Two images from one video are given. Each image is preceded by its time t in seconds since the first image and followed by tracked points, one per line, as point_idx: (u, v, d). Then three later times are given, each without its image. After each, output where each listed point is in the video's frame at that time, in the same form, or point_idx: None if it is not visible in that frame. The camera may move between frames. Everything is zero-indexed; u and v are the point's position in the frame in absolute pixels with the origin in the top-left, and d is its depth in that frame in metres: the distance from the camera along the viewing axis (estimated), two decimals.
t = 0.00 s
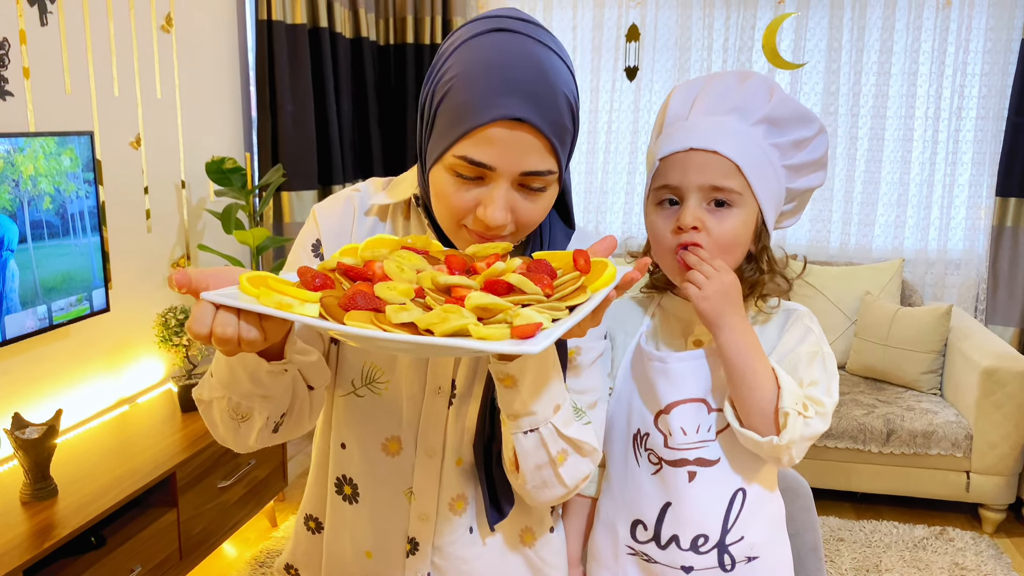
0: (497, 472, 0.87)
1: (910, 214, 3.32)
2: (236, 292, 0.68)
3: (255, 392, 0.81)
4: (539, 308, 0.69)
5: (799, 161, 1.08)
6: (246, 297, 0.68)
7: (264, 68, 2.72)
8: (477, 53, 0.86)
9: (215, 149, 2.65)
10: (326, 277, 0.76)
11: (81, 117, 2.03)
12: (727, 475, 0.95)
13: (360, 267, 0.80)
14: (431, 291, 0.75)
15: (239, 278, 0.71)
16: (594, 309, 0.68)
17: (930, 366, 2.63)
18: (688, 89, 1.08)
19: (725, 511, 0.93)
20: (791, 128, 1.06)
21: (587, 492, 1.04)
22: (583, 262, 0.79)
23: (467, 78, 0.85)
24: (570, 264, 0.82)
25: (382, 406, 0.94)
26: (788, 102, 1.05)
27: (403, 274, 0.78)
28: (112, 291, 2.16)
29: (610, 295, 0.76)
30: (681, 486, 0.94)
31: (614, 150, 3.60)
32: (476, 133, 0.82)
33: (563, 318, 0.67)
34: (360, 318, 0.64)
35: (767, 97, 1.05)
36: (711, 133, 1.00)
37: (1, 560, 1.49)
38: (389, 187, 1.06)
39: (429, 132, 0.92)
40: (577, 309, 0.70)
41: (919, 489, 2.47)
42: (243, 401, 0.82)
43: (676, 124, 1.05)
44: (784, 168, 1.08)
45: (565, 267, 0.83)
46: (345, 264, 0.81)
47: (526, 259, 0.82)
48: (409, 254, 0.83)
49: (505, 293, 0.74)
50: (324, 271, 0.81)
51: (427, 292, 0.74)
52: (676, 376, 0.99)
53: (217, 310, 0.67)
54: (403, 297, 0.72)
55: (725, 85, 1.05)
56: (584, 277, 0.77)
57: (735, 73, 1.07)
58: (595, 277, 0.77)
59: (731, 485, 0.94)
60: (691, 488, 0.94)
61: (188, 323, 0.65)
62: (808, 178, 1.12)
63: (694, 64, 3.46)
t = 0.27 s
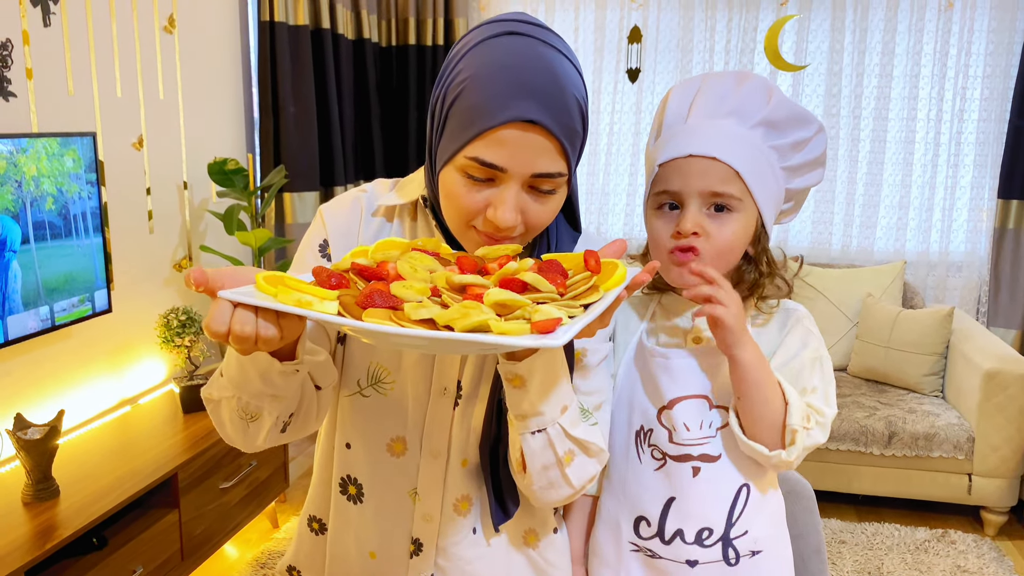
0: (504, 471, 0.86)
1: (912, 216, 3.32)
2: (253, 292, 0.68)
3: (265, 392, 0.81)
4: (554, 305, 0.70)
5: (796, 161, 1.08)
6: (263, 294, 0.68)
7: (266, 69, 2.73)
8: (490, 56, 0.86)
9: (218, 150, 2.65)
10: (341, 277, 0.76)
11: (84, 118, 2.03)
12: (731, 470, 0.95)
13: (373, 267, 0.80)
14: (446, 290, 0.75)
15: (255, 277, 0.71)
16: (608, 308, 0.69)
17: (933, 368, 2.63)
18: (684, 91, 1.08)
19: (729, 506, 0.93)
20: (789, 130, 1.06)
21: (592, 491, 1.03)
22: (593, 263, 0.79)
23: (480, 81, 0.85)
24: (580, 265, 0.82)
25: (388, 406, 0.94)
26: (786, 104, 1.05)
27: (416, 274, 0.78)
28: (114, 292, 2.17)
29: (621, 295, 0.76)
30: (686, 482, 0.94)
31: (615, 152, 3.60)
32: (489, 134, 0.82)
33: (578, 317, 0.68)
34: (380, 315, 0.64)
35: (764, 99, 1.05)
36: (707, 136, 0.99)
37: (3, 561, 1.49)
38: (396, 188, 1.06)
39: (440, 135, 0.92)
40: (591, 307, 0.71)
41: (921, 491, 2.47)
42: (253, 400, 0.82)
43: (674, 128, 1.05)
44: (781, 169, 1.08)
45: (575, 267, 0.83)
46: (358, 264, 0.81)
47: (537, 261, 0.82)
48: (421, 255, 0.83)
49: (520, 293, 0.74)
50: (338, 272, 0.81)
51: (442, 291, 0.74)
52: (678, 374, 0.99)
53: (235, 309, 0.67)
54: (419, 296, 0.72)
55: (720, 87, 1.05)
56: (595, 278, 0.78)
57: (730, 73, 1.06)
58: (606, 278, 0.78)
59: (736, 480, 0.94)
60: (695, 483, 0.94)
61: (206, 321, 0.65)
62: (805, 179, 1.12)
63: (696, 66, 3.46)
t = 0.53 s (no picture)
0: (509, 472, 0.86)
1: (913, 219, 3.32)
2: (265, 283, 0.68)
3: (271, 388, 0.81)
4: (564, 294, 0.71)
5: (803, 165, 1.07)
6: (274, 286, 0.68)
7: (268, 71, 2.73)
8: (498, 56, 0.86)
9: (220, 151, 2.65)
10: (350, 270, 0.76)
11: (86, 119, 2.03)
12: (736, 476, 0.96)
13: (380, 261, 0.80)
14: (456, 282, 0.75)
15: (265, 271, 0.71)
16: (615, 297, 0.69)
17: (934, 370, 2.64)
18: (693, 95, 1.08)
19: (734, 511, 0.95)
20: (794, 132, 1.06)
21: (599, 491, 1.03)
22: (598, 257, 0.80)
23: (488, 81, 0.85)
24: (585, 258, 0.83)
25: (392, 405, 0.94)
26: (792, 105, 1.05)
27: (424, 267, 0.78)
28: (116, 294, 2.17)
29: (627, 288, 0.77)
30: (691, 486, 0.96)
31: (617, 154, 3.60)
32: (497, 134, 0.82)
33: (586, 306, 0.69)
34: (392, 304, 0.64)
35: (770, 100, 1.05)
36: (705, 134, 1.00)
37: (4, 562, 1.48)
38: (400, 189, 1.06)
39: (447, 135, 0.92)
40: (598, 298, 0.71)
41: (922, 494, 2.47)
42: (259, 398, 0.82)
43: (680, 125, 1.06)
44: (788, 172, 1.07)
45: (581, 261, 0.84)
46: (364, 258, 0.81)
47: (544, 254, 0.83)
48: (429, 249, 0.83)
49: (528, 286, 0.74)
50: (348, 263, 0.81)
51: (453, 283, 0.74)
52: (684, 380, 0.99)
53: (247, 300, 0.67)
54: (427, 285, 0.72)
55: (726, 88, 1.05)
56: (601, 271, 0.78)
57: (739, 77, 1.06)
58: (612, 271, 0.78)
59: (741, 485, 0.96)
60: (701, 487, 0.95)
61: (218, 311, 0.65)
62: (817, 184, 1.11)
63: (697, 68, 3.46)
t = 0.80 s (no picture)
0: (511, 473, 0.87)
1: (913, 219, 3.32)
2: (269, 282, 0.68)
3: (274, 386, 0.81)
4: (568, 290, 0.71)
5: (822, 174, 1.07)
6: (280, 284, 0.68)
7: (268, 71, 2.73)
8: (504, 55, 0.86)
9: (220, 152, 2.65)
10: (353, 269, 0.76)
11: (86, 120, 2.03)
12: (737, 481, 0.96)
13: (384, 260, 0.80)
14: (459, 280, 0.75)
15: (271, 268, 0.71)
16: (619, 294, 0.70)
17: (934, 372, 2.64)
18: (718, 94, 1.07)
19: (734, 514, 0.95)
20: (815, 141, 1.06)
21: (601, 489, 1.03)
22: (601, 254, 0.80)
23: (492, 81, 0.85)
24: (587, 255, 0.83)
25: (393, 404, 0.93)
26: (816, 114, 1.04)
27: (430, 265, 0.78)
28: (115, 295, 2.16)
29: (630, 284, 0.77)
30: (691, 489, 0.96)
31: (616, 155, 3.61)
32: (501, 133, 0.82)
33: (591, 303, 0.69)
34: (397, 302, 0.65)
35: (793, 106, 1.04)
36: (721, 135, 0.99)
37: (4, 563, 1.48)
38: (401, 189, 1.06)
39: (450, 135, 0.92)
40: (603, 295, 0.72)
41: (922, 495, 2.47)
42: (262, 396, 0.81)
43: (701, 121, 1.05)
44: (806, 180, 1.06)
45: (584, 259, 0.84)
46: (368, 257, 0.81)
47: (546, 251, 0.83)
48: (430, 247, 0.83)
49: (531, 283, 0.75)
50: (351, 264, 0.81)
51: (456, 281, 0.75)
52: (687, 383, 0.98)
53: (253, 298, 0.67)
54: (431, 283, 0.72)
55: (751, 90, 1.04)
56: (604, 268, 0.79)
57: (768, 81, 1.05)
58: (615, 266, 0.78)
59: (742, 489, 0.95)
60: (700, 491, 0.95)
61: (224, 309, 0.66)
62: (837, 197, 1.10)
63: (697, 70, 3.46)
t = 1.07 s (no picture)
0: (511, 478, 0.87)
1: (912, 221, 3.33)
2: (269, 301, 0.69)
3: (273, 399, 0.81)
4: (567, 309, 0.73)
5: (846, 166, 1.08)
6: (278, 301, 0.69)
7: (267, 73, 2.73)
8: (510, 37, 0.88)
9: (219, 155, 2.65)
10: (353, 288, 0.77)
11: (85, 123, 2.03)
12: (755, 491, 0.98)
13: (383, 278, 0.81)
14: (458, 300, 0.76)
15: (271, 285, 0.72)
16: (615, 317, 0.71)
17: (933, 373, 2.64)
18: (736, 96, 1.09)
19: (749, 524, 0.97)
20: (839, 133, 1.07)
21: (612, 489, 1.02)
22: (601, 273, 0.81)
23: (501, 59, 0.86)
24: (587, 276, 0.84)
25: (393, 407, 0.93)
26: (834, 106, 1.06)
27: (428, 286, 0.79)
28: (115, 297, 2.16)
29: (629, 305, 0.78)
30: (710, 496, 0.98)
31: (615, 157, 3.61)
32: (512, 105, 0.83)
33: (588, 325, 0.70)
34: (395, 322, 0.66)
35: (813, 100, 1.06)
36: (743, 134, 1.02)
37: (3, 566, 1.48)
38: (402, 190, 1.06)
39: (459, 118, 0.93)
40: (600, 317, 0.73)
41: (922, 496, 2.47)
42: (261, 407, 0.81)
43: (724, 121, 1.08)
44: (832, 172, 1.08)
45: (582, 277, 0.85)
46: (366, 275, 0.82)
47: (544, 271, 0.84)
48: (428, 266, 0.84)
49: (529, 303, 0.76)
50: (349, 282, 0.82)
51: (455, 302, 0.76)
52: (720, 390, 1.01)
53: (253, 316, 0.67)
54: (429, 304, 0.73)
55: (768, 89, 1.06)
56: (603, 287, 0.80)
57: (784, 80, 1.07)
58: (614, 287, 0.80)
59: (760, 500, 0.98)
60: (719, 499, 0.98)
61: (222, 324, 0.66)
62: (868, 188, 1.12)
63: (696, 72, 3.47)
